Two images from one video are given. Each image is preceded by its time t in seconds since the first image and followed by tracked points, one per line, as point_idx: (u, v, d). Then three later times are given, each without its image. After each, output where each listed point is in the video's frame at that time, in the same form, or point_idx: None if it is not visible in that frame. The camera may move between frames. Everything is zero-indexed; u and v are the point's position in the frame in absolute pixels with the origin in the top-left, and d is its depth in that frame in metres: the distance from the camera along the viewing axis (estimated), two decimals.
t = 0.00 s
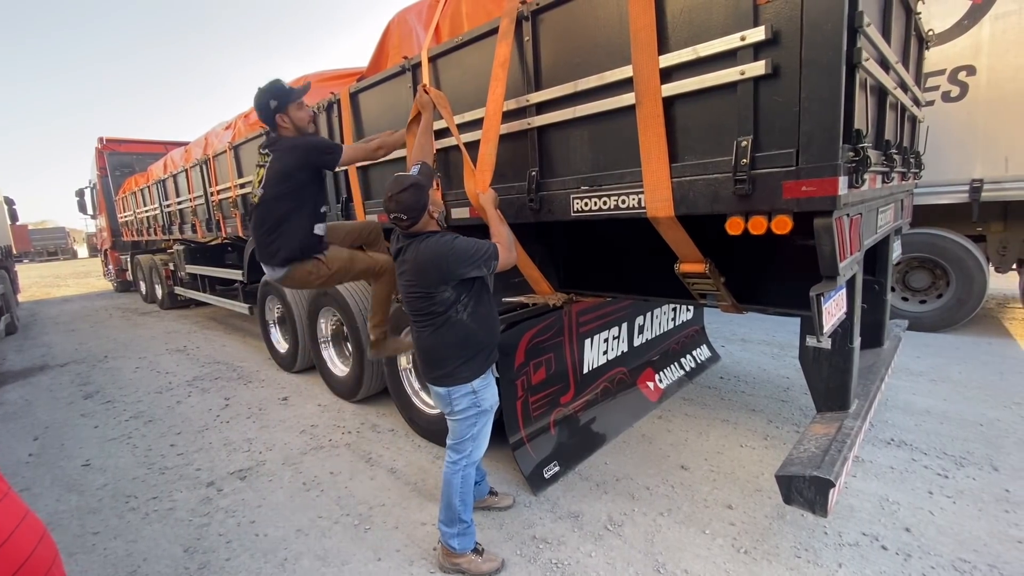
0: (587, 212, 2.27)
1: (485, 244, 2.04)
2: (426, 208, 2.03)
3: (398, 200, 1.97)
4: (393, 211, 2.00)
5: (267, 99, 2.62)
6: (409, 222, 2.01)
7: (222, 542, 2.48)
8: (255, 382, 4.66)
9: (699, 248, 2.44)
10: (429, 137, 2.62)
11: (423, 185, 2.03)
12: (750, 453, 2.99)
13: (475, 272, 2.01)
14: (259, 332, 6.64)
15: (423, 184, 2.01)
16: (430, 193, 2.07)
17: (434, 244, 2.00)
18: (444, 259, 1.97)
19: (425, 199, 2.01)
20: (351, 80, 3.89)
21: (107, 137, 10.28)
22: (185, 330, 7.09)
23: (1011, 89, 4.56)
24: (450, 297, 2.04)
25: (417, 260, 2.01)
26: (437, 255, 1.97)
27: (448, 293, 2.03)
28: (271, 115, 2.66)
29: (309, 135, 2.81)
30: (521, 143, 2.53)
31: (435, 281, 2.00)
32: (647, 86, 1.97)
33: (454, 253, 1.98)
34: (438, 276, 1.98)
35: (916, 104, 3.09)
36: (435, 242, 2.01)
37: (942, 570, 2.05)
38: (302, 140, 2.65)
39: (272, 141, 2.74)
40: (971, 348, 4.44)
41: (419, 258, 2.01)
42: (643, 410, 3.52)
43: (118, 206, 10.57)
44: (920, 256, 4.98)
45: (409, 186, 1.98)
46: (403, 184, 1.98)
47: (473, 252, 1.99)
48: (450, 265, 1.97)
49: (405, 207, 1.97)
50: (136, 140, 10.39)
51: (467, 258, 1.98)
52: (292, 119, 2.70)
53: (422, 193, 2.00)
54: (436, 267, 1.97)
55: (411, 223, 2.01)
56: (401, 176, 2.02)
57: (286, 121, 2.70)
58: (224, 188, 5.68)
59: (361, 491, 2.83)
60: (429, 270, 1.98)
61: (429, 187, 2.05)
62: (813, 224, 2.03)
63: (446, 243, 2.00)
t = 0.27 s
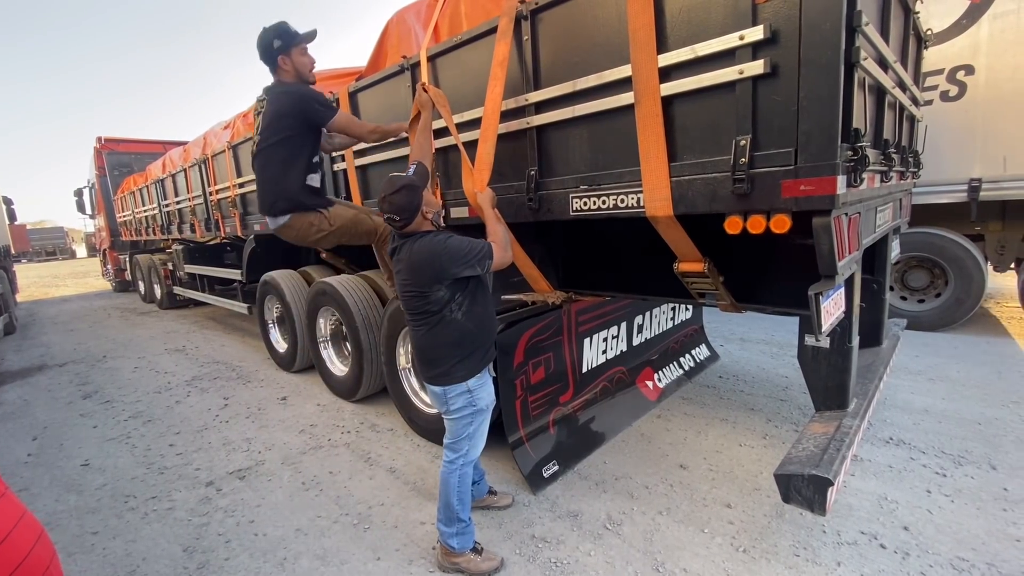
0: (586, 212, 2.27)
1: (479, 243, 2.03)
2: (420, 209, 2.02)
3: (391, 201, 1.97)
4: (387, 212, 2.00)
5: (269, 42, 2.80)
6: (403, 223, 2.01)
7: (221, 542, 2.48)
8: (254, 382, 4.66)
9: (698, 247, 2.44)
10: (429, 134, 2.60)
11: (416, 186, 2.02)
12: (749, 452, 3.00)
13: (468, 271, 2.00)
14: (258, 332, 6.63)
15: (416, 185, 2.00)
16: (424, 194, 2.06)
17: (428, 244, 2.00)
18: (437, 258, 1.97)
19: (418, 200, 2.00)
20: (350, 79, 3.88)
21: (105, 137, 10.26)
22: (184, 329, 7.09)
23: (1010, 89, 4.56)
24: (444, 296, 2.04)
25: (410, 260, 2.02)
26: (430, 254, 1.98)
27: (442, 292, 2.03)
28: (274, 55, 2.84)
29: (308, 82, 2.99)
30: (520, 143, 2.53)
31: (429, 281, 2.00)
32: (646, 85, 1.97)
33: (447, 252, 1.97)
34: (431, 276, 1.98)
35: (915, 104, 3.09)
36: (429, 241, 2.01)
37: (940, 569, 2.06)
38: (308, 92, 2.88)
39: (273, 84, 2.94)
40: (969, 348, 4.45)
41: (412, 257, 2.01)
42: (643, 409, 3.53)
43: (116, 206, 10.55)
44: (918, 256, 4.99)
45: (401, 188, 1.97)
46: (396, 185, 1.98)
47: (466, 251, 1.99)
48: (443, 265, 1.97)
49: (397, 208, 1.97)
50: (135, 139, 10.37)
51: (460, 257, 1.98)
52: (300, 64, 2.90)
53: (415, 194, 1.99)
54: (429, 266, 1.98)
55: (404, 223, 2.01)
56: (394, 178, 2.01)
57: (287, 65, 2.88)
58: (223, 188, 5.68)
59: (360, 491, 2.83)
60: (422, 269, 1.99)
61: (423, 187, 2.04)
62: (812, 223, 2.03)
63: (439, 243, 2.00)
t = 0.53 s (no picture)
0: (585, 211, 2.27)
1: (473, 243, 2.04)
2: (413, 210, 2.02)
3: (384, 204, 1.97)
4: (381, 214, 2.01)
5: None
6: (397, 225, 2.02)
7: (221, 541, 2.48)
8: (253, 382, 4.66)
9: (697, 247, 2.45)
10: (429, 134, 2.64)
11: (410, 187, 2.01)
12: (748, 451, 3.00)
13: (462, 271, 2.01)
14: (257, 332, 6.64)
15: (410, 187, 2.00)
16: (418, 195, 2.06)
17: (421, 245, 2.01)
18: (431, 259, 1.98)
19: (412, 202, 1.99)
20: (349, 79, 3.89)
21: (104, 137, 10.26)
22: (183, 329, 7.09)
23: (1008, 88, 4.57)
24: (439, 296, 2.04)
25: (405, 260, 2.03)
26: (424, 254, 1.99)
27: (437, 292, 2.04)
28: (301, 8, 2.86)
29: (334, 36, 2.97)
30: (519, 143, 2.54)
31: (423, 281, 2.01)
32: (644, 85, 1.98)
33: (440, 252, 1.98)
34: (425, 276, 1.99)
35: (913, 104, 3.10)
36: (422, 242, 2.02)
37: (938, 567, 2.07)
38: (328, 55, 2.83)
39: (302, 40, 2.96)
40: (968, 347, 4.46)
41: (406, 257, 2.02)
42: (642, 409, 3.53)
43: (115, 206, 10.54)
44: (917, 255, 5.01)
45: (395, 190, 1.97)
46: (389, 187, 1.98)
47: (460, 251, 2.00)
48: (437, 265, 1.98)
49: (391, 211, 1.97)
50: (134, 139, 10.37)
51: (453, 257, 1.98)
52: (327, 18, 2.82)
53: (409, 196, 1.98)
54: (423, 266, 1.99)
55: (398, 225, 2.01)
56: (387, 180, 2.01)
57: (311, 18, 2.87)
58: (222, 187, 5.68)
59: (360, 490, 2.84)
60: (416, 269, 2.00)
61: (417, 189, 2.04)
62: (810, 223, 2.04)
63: (433, 243, 2.01)
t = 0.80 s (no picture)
0: (586, 210, 2.27)
1: (471, 242, 2.04)
2: (411, 209, 2.02)
3: (381, 204, 1.97)
4: (378, 214, 2.01)
5: None
6: (395, 224, 2.02)
7: (221, 540, 2.48)
8: (253, 381, 4.66)
9: (697, 246, 2.45)
10: (429, 134, 2.66)
11: (407, 186, 2.01)
12: (748, 450, 3.00)
13: (460, 270, 2.01)
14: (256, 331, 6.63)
15: (407, 186, 2.00)
16: (415, 194, 2.06)
17: (419, 244, 2.01)
18: (428, 258, 1.98)
19: (410, 202, 2.00)
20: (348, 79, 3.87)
21: (103, 136, 10.25)
22: (182, 329, 7.09)
23: (1008, 87, 4.57)
24: (437, 295, 2.04)
25: (403, 259, 2.03)
26: (421, 254, 1.99)
27: (435, 292, 2.04)
28: None
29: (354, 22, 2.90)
30: (519, 141, 2.53)
31: (421, 280, 2.01)
32: (645, 84, 1.98)
33: (438, 251, 1.98)
34: (423, 275, 1.99)
35: (913, 102, 3.10)
36: (420, 241, 2.02)
37: (938, 566, 2.07)
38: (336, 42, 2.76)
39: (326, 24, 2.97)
40: (967, 346, 4.46)
41: (404, 256, 2.02)
42: (641, 408, 3.54)
43: (115, 205, 10.54)
44: (916, 254, 5.01)
45: (393, 189, 1.97)
46: (387, 188, 1.98)
47: (458, 250, 2.00)
48: (434, 264, 1.98)
49: (389, 211, 1.97)
50: (133, 138, 10.36)
51: (451, 256, 1.98)
52: (346, 4, 2.79)
53: (406, 195, 1.99)
54: (421, 266, 1.99)
55: (396, 224, 2.01)
56: (384, 180, 2.01)
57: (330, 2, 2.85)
58: (222, 187, 5.68)
59: (360, 489, 2.84)
60: (414, 269, 2.00)
61: (415, 188, 2.04)
62: (810, 222, 2.04)
63: (431, 242, 2.00)
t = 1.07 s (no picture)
0: (586, 210, 2.27)
1: (470, 241, 2.04)
2: (411, 209, 2.02)
3: (381, 204, 1.97)
4: (378, 214, 2.01)
5: None
6: (394, 224, 2.02)
7: (221, 540, 2.48)
8: (253, 381, 4.66)
9: (697, 246, 2.45)
10: (428, 134, 2.64)
11: (406, 185, 2.01)
12: (748, 449, 3.01)
13: (460, 270, 2.01)
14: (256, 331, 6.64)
15: (406, 186, 2.00)
16: (415, 194, 2.06)
17: (419, 244, 2.01)
18: (428, 257, 1.98)
19: (409, 201, 1.99)
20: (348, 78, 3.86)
21: (103, 136, 10.25)
22: (182, 329, 7.09)
23: (1008, 86, 4.57)
24: (437, 295, 2.04)
25: (402, 259, 2.03)
26: (421, 253, 1.99)
27: (435, 291, 2.04)
28: None
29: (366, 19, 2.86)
30: (519, 141, 2.53)
31: (421, 280, 2.01)
32: (645, 83, 1.98)
33: (438, 251, 1.98)
34: (422, 274, 1.99)
35: (913, 102, 3.10)
36: (420, 241, 2.02)
37: (938, 565, 2.07)
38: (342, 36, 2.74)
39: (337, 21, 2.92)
40: (967, 345, 4.46)
41: (404, 256, 2.02)
42: (641, 407, 3.54)
43: (114, 205, 10.54)
44: (916, 253, 5.01)
45: (392, 189, 1.97)
46: (386, 188, 1.98)
47: (458, 250, 2.00)
48: (434, 264, 1.98)
49: (388, 211, 1.97)
50: (133, 138, 10.36)
51: (451, 255, 1.98)
52: None
53: (406, 195, 1.98)
54: (420, 265, 1.99)
55: (396, 224, 2.01)
56: (384, 180, 2.01)
57: None
58: (221, 187, 5.68)
59: (360, 489, 2.84)
60: (414, 268, 2.00)
61: (414, 188, 2.04)
62: (810, 221, 2.03)
63: (431, 242, 2.00)
